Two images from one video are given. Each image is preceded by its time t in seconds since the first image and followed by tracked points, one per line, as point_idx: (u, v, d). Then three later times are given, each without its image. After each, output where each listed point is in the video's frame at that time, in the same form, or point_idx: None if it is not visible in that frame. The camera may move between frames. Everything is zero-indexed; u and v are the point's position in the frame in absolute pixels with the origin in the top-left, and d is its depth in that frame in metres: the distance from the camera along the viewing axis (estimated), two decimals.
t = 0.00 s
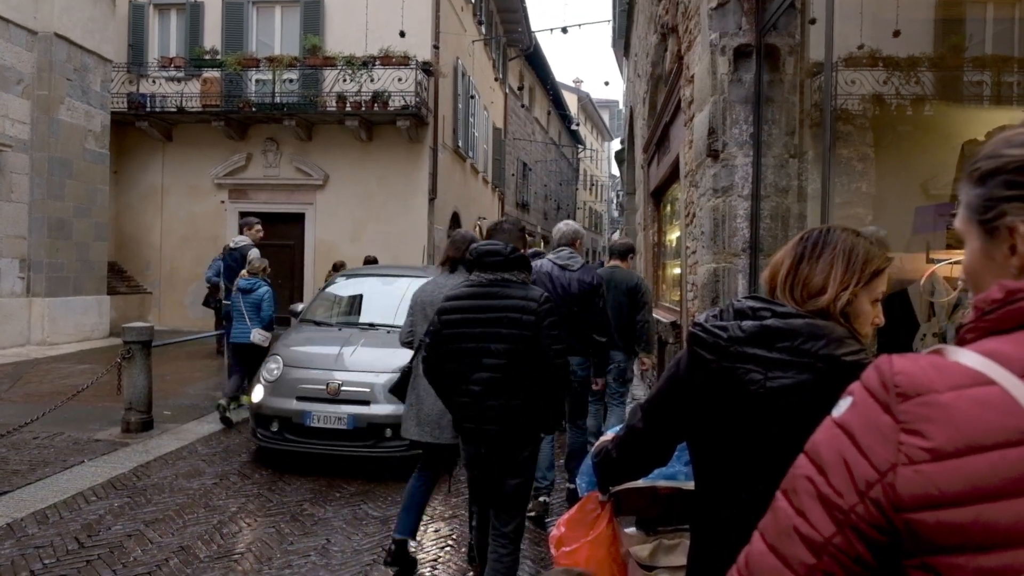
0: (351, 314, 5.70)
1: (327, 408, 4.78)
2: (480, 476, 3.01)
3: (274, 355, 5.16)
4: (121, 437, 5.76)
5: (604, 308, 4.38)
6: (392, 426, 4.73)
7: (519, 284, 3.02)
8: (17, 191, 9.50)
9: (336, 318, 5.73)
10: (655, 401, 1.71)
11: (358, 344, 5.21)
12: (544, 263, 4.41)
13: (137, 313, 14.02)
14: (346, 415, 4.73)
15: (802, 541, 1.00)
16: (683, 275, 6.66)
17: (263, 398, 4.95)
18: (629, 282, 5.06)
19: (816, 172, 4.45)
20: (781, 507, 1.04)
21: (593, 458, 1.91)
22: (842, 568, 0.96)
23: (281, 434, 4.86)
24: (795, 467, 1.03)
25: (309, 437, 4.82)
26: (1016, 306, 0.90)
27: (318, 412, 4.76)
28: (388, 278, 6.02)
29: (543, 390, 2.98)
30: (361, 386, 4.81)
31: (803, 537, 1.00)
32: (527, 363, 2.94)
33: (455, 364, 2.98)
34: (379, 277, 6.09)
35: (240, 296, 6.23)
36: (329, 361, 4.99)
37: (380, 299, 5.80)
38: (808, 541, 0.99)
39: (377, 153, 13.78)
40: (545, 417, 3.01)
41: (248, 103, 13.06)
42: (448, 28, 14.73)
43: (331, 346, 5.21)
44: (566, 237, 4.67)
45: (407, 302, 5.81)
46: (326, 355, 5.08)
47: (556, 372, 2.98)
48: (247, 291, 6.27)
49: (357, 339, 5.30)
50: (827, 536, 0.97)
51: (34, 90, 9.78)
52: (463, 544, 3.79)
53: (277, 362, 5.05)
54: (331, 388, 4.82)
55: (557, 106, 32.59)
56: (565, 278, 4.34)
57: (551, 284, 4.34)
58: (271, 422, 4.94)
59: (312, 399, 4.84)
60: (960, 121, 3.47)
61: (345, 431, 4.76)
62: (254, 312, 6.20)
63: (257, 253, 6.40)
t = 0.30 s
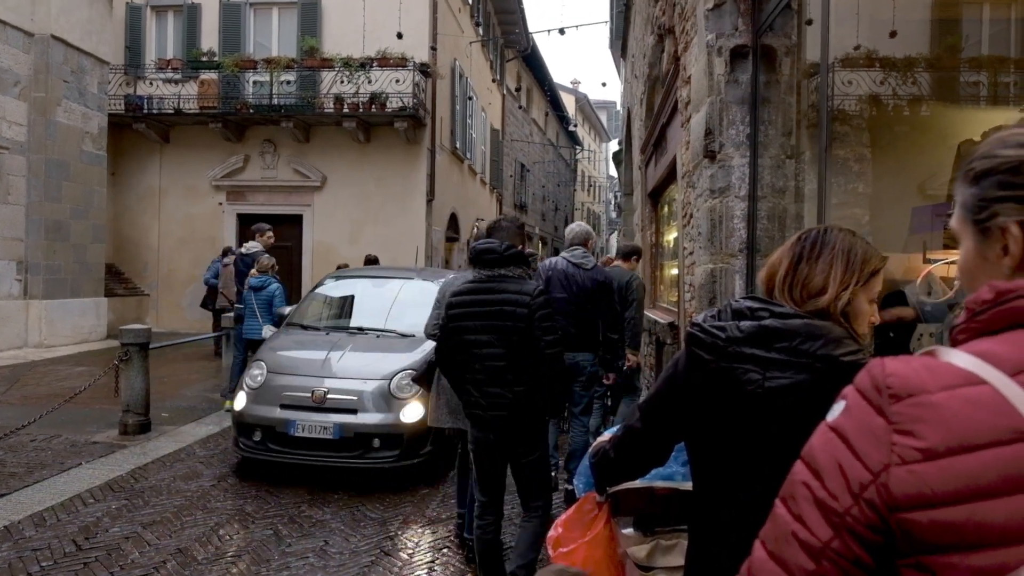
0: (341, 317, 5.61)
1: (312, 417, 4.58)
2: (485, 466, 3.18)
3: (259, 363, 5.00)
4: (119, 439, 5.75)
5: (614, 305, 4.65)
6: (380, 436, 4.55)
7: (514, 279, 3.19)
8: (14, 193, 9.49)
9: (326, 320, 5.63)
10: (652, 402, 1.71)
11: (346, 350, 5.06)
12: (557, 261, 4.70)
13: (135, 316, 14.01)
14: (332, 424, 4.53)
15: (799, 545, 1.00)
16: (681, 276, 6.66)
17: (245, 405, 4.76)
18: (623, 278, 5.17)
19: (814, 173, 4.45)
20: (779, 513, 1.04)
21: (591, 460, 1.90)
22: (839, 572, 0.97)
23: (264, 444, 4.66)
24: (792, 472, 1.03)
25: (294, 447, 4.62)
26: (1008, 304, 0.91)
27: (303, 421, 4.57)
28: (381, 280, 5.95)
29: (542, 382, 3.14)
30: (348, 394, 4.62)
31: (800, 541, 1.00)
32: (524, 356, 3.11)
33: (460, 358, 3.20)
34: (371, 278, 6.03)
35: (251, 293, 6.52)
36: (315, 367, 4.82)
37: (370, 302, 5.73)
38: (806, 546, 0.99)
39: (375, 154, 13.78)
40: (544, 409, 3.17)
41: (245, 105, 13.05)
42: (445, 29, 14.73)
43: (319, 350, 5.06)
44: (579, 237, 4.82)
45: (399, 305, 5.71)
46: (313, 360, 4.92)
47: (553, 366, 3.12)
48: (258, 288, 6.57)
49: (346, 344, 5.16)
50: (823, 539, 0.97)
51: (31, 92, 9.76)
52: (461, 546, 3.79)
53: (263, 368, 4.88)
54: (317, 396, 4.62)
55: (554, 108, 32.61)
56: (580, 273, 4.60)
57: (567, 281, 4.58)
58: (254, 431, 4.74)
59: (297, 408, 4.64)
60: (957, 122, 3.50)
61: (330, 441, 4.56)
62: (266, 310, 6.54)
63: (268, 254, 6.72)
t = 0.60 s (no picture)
0: (334, 322, 5.33)
1: (296, 429, 4.27)
2: (498, 460, 3.33)
3: (242, 369, 4.71)
4: (121, 441, 5.76)
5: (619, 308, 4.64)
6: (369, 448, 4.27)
7: (525, 281, 3.38)
8: (17, 195, 9.51)
9: (318, 326, 5.33)
10: (654, 404, 1.71)
11: (335, 355, 4.77)
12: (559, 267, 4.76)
13: (137, 317, 14.04)
14: (318, 436, 4.23)
15: (793, 543, 1.00)
16: (682, 278, 6.66)
17: (226, 416, 4.46)
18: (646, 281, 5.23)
19: (815, 175, 4.45)
20: (773, 508, 1.05)
21: (592, 461, 1.91)
22: (832, 572, 0.97)
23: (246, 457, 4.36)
24: (788, 469, 1.03)
25: (278, 460, 4.33)
26: (1005, 306, 0.91)
27: (287, 433, 4.26)
28: (373, 283, 5.68)
29: (553, 380, 3.35)
30: (335, 404, 4.34)
31: (794, 539, 1.00)
32: (539, 354, 3.32)
33: (475, 357, 3.37)
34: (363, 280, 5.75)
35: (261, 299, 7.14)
36: (301, 375, 4.52)
37: (365, 305, 5.44)
38: (800, 544, 0.99)
39: (376, 156, 13.80)
40: (554, 408, 3.39)
41: (247, 107, 13.07)
42: (447, 31, 14.75)
43: (307, 356, 4.78)
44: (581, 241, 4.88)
45: (393, 309, 5.42)
46: (299, 367, 4.62)
47: (564, 364, 3.35)
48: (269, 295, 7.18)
49: (334, 349, 4.87)
50: (818, 538, 0.98)
51: (33, 95, 9.79)
52: (463, 549, 3.79)
53: (245, 376, 4.59)
54: (302, 406, 4.32)
55: (556, 110, 32.64)
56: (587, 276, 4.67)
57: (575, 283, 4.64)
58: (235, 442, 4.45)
59: (281, 418, 4.33)
60: (959, 124, 3.49)
61: (315, 455, 4.26)
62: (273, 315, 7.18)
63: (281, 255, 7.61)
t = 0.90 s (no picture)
0: (329, 322, 5.23)
1: (283, 436, 4.13)
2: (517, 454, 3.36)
3: (227, 373, 4.57)
4: (125, 439, 5.77)
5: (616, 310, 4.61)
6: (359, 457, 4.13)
7: (548, 284, 3.49)
8: (22, 194, 9.54)
9: (312, 326, 5.23)
10: (658, 398, 1.70)
11: (326, 357, 4.64)
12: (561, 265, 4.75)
13: (141, 315, 14.08)
14: (305, 444, 4.09)
15: (800, 542, 1.00)
16: (686, 277, 6.66)
17: (210, 421, 4.32)
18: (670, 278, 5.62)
19: (818, 173, 4.44)
20: (780, 508, 1.05)
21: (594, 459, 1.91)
22: (840, 570, 0.96)
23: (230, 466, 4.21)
24: (793, 468, 1.04)
25: (265, 469, 4.18)
26: (1006, 305, 0.91)
27: (273, 439, 4.12)
28: (366, 281, 5.59)
29: (566, 380, 3.46)
30: (324, 410, 4.19)
31: (801, 537, 1.00)
32: (554, 354, 3.43)
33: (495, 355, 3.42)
34: (355, 279, 5.66)
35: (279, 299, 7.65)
36: (289, 379, 4.38)
37: (359, 305, 5.35)
38: (806, 542, 0.99)
39: (379, 155, 13.80)
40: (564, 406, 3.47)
41: (251, 106, 13.08)
42: (450, 30, 14.75)
43: (295, 359, 4.64)
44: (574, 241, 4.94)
45: (391, 309, 5.33)
46: (287, 370, 4.48)
47: (576, 365, 3.49)
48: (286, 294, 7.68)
49: (325, 351, 4.74)
50: (824, 536, 0.97)
51: (38, 94, 9.82)
52: (466, 547, 3.79)
53: (230, 380, 4.45)
54: (289, 412, 4.19)
55: (559, 108, 32.61)
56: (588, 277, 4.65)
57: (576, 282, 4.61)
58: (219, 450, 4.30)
59: (266, 424, 4.19)
60: (961, 122, 3.50)
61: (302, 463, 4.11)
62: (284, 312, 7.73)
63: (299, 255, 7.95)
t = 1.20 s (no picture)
0: (317, 325, 4.96)
1: (259, 447, 3.81)
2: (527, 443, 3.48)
3: (201, 381, 4.27)
4: (125, 438, 5.77)
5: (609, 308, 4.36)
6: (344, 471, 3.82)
7: (564, 282, 3.57)
8: (20, 193, 9.52)
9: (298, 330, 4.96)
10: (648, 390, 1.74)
11: (309, 362, 4.37)
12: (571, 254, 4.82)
13: (141, 315, 14.07)
14: (283, 456, 3.77)
15: (808, 548, 1.00)
16: (685, 276, 6.65)
17: (182, 431, 4.02)
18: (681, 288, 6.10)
19: (818, 172, 4.44)
20: (791, 516, 1.05)
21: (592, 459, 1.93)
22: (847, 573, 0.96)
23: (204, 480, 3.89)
24: (800, 474, 1.04)
25: (240, 484, 3.87)
26: (1006, 304, 0.91)
27: (248, 452, 3.81)
28: (352, 282, 5.35)
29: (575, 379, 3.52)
30: (304, 420, 3.87)
31: (808, 543, 1.00)
32: (569, 351, 3.49)
33: (509, 346, 3.49)
34: (340, 280, 5.43)
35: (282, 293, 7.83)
36: (267, 386, 4.08)
37: (347, 307, 5.11)
38: (814, 547, 0.99)
39: (378, 154, 13.80)
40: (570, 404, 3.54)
41: (250, 105, 13.06)
42: (449, 28, 14.72)
43: (276, 363, 4.36)
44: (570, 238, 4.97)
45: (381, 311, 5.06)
46: (265, 376, 4.18)
47: (587, 364, 3.61)
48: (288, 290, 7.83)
49: (307, 356, 4.46)
50: (829, 540, 0.97)
51: (37, 93, 9.80)
52: (467, 546, 3.78)
53: (202, 388, 4.15)
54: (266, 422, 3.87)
55: (558, 106, 32.58)
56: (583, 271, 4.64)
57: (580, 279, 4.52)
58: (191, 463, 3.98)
59: (241, 435, 3.87)
60: (962, 120, 3.56)
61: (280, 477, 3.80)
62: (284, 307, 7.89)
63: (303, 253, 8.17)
